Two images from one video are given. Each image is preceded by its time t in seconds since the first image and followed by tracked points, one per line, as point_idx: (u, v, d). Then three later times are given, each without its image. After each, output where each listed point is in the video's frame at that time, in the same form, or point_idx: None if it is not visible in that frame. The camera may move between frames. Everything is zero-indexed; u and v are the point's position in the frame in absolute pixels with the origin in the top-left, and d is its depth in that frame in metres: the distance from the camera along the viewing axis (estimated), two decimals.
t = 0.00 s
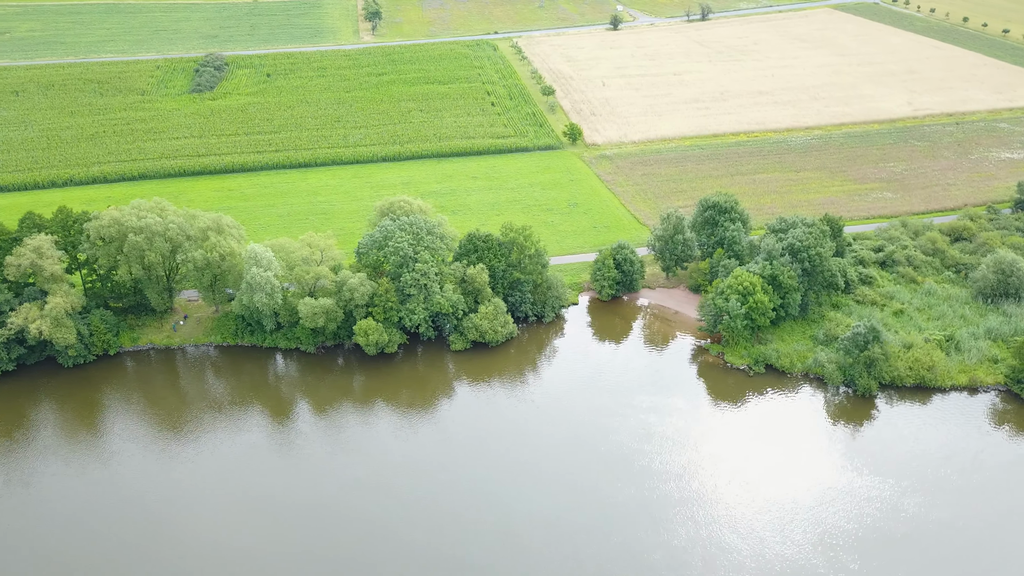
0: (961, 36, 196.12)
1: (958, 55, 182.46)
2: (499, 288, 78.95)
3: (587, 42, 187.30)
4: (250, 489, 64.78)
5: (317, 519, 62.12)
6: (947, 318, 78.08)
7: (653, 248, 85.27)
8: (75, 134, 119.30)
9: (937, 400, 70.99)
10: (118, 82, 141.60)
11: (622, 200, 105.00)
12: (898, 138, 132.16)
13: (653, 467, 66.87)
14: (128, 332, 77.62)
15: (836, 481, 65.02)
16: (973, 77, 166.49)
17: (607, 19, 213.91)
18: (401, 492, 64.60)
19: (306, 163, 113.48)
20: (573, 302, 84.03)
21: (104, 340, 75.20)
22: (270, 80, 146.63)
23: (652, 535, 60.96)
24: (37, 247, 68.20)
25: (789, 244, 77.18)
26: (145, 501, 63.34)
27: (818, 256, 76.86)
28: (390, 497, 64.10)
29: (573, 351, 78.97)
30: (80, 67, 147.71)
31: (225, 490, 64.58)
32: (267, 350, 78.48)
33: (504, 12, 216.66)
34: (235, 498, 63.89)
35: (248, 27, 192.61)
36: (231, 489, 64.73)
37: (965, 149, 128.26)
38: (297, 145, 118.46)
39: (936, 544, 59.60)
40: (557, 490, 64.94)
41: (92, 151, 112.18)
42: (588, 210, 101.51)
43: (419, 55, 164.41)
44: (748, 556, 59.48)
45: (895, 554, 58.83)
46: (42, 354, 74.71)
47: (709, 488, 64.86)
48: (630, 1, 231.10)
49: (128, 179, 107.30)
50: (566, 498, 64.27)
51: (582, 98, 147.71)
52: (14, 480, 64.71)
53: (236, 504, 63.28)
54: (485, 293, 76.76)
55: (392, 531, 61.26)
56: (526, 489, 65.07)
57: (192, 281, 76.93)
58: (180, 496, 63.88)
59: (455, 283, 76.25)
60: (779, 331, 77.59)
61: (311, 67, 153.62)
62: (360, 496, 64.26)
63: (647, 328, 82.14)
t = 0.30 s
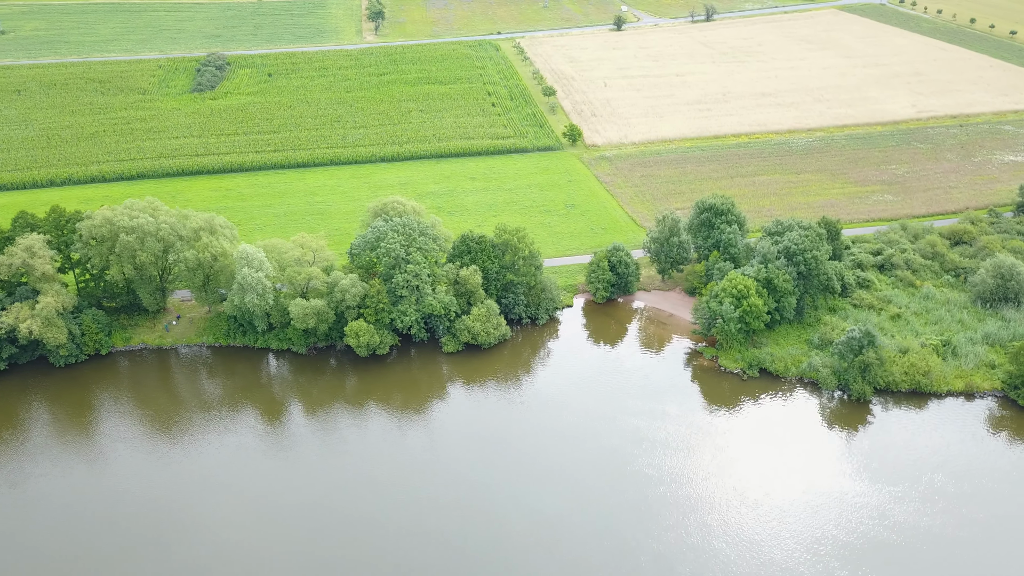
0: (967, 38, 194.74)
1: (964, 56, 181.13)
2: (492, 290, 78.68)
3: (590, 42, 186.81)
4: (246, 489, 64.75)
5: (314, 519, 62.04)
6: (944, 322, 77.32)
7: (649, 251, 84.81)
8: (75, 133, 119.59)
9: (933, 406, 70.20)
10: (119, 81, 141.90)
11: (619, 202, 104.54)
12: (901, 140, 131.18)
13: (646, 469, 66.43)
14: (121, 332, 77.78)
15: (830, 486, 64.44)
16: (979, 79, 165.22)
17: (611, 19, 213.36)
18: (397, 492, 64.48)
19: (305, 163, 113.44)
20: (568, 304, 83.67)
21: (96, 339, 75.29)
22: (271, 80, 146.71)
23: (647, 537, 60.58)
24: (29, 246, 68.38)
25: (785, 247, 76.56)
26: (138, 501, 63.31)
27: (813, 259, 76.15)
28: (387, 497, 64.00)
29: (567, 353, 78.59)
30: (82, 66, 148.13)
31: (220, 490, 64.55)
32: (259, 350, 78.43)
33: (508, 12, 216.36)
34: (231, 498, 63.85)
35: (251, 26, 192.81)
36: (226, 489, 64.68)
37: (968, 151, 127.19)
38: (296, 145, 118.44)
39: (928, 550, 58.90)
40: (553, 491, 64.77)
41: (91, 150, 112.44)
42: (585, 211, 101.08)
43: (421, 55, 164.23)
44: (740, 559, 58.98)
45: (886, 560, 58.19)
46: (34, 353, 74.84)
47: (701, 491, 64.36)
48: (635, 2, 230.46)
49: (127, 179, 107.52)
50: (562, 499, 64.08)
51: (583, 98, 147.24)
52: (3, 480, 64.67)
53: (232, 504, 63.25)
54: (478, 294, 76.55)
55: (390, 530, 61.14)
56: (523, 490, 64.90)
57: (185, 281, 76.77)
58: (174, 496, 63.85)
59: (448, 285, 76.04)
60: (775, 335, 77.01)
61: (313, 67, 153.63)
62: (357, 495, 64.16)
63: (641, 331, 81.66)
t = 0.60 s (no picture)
0: (974, 39, 193.34)
1: (970, 58, 179.73)
2: (485, 292, 78.36)
3: (593, 43, 186.34)
4: (241, 488, 64.73)
5: (310, 518, 62.00)
6: (942, 327, 76.58)
7: (645, 253, 84.32)
8: (76, 132, 119.89)
9: (929, 411, 69.51)
10: (121, 81, 142.16)
11: (618, 204, 104.04)
12: (904, 143, 130.18)
13: (639, 470, 66.09)
14: (114, 333, 78.06)
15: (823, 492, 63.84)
16: (985, 81, 163.94)
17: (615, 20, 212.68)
18: (393, 492, 64.38)
19: (303, 164, 113.39)
20: (562, 307, 83.27)
21: (88, 339, 75.51)
22: (273, 80, 146.73)
23: (642, 539, 60.20)
24: (21, 246, 68.48)
25: (780, 250, 75.90)
26: (130, 501, 63.24)
27: (809, 263, 75.40)
28: (383, 497, 63.92)
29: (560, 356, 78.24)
30: (85, 65, 148.50)
31: (214, 490, 64.52)
32: (251, 351, 78.44)
33: (512, 13, 216.10)
34: (225, 498, 63.81)
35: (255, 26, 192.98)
36: (220, 488, 64.66)
37: (972, 154, 126.09)
38: (295, 145, 118.38)
39: (922, 557, 58.19)
40: (547, 492, 64.51)
41: (90, 150, 112.72)
42: (583, 213, 100.62)
43: (424, 56, 164.02)
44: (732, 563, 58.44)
45: (878, 567, 57.55)
46: (26, 353, 74.93)
47: (693, 494, 63.86)
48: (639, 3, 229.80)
49: (125, 178, 107.80)
50: (557, 500, 63.89)
51: (585, 99, 146.76)
52: None
53: (227, 504, 63.21)
54: (471, 296, 76.28)
55: (382, 531, 60.96)
56: (519, 491, 64.77)
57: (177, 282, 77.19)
58: (167, 496, 63.81)
59: (441, 287, 75.77)
60: (770, 339, 76.49)
61: (315, 67, 153.61)
62: (353, 494, 64.14)
63: (636, 334, 81.21)
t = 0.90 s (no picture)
0: (981, 41, 191.95)
1: (977, 60, 178.33)
2: (478, 294, 78.01)
3: (597, 44, 185.82)
4: (232, 488, 64.64)
5: (307, 517, 61.99)
6: (939, 332, 75.84)
7: (640, 255, 83.79)
8: (76, 131, 120.21)
9: (925, 417, 68.77)
10: (124, 80, 142.42)
11: (616, 205, 103.51)
12: (907, 145, 129.18)
13: (634, 471, 65.84)
14: (106, 332, 78.21)
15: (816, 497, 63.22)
16: (991, 83, 162.65)
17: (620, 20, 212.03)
18: (385, 493, 64.18)
19: (301, 164, 113.31)
20: (556, 309, 82.81)
21: (80, 339, 75.67)
22: (275, 80, 146.77)
23: (636, 541, 59.86)
24: (13, 245, 68.71)
25: (776, 253, 75.26)
26: (121, 501, 63.23)
27: (805, 266, 74.72)
28: (374, 497, 63.72)
29: (553, 358, 77.77)
30: (88, 64, 148.89)
31: (204, 490, 64.43)
32: (243, 352, 78.35)
33: (516, 13, 215.83)
34: (216, 498, 63.72)
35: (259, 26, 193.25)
36: (210, 488, 64.56)
37: (975, 157, 124.96)
38: (295, 145, 118.34)
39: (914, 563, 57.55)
40: (539, 494, 64.14)
41: (89, 149, 112.98)
42: (580, 215, 100.15)
43: (426, 56, 163.83)
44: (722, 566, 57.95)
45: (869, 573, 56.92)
46: (18, 352, 75.38)
47: (685, 497, 63.35)
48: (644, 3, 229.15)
49: (124, 178, 108.05)
50: (553, 500, 63.67)
51: (586, 100, 146.26)
52: None
53: (218, 504, 63.10)
54: (463, 298, 75.94)
55: (373, 532, 60.73)
56: (512, 491, 64.47)
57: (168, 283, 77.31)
58: (158, 496, 63.78)
59: (433, 288, 75.50)
60: (764, 343, 75.92)
61: (317, 67, 153.60)
62: (344, 494, 64.00)
63: (631, 337, 80.72)
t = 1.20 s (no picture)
0: (988, 42, 190.46)
1: (984, 62, 176.91)
2: (471, 296, 77.63)
3: (600, 45, 185.21)
4: (223, 488, 64.53)
5: (302, 515, 62.01)
6: (936, 337, 75.06)
7: (636, 258, 83.28)
8: (77, 130, 120.50)
9: (921, 423, 68.05)
10: (126, 80, 142.73)
11: (614, 207, 103.01)
12: (910, 147, 128.10)
13: (627, 473, 65.46)
14: (99, 332, 78.35)
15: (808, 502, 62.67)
16: (997, 85, 161.24)
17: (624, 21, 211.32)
18: (375, 493, 63.93)
19: (300, 164, 113.21)
20: (550, 311, 82.38)
21: (73, 339, 75.81)
22: (276, 80, 146.80)
23: (627, 543, 59.47)
24: (4, 245, 68.83)
25: (771, 257, 74.59)
26: (111, 500, 63.17)
27: (801, 270, 74.02)
28: (365, 497, 63.49)
29: (547, 360, 77.40)
30: (91, 64, 149.25)
31: (195, 489, 64.35)
32: (236, 353, 78.33)
33: (520, 14, 215.48)
34: (206, 497, 63.64)
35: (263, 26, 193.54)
36: (201, 488, 64.48)
37: (979, 160, 123.82)
38: (294, 145, 118.28)
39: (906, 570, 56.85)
40: (529, 495, 63.79)
41: (89, 148, 113.26)
42: (578, 217, 99.67)
43: (429, 56, 163.60)
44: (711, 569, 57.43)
45: None
46: (9, 352, 75.42)
47: (675, 500, 62.84)
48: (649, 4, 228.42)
49: (123, 177, 108.22)
50: (545, 501, 63.39)
51: (588, 101, 145.73)
52: None
53: (208, 504, 63.01)
54: (456, 300, 75.59)
55: (363, 532, 60.51)
56: (503, 492, 64.16)
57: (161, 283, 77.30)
58: (148, 496, 63.70)
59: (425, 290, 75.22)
60: (759, 348, 75.37)
61: (319, 67, 153.55)
62: (335, 494, 63.81)
63: (625, 340, 80.27)
